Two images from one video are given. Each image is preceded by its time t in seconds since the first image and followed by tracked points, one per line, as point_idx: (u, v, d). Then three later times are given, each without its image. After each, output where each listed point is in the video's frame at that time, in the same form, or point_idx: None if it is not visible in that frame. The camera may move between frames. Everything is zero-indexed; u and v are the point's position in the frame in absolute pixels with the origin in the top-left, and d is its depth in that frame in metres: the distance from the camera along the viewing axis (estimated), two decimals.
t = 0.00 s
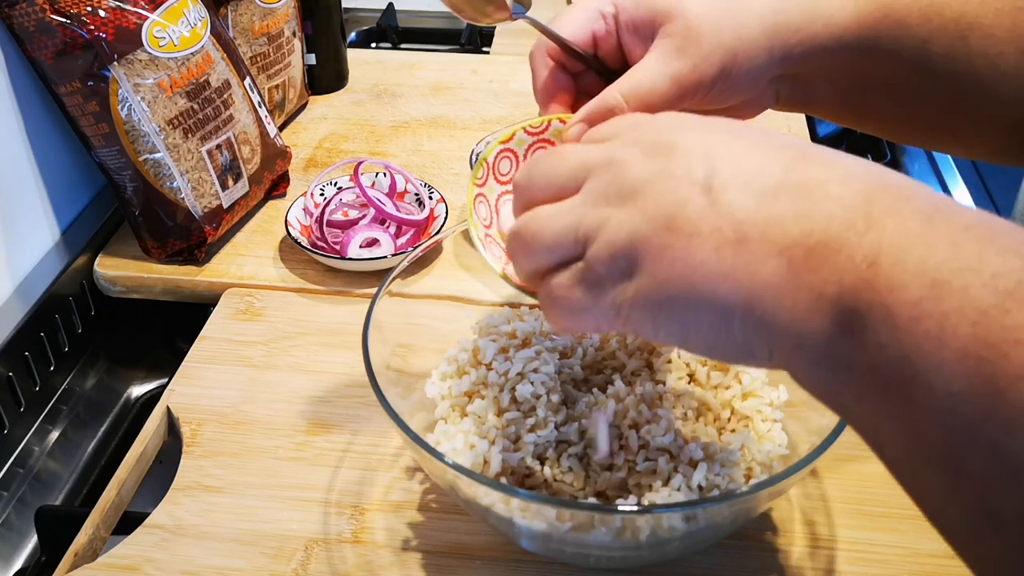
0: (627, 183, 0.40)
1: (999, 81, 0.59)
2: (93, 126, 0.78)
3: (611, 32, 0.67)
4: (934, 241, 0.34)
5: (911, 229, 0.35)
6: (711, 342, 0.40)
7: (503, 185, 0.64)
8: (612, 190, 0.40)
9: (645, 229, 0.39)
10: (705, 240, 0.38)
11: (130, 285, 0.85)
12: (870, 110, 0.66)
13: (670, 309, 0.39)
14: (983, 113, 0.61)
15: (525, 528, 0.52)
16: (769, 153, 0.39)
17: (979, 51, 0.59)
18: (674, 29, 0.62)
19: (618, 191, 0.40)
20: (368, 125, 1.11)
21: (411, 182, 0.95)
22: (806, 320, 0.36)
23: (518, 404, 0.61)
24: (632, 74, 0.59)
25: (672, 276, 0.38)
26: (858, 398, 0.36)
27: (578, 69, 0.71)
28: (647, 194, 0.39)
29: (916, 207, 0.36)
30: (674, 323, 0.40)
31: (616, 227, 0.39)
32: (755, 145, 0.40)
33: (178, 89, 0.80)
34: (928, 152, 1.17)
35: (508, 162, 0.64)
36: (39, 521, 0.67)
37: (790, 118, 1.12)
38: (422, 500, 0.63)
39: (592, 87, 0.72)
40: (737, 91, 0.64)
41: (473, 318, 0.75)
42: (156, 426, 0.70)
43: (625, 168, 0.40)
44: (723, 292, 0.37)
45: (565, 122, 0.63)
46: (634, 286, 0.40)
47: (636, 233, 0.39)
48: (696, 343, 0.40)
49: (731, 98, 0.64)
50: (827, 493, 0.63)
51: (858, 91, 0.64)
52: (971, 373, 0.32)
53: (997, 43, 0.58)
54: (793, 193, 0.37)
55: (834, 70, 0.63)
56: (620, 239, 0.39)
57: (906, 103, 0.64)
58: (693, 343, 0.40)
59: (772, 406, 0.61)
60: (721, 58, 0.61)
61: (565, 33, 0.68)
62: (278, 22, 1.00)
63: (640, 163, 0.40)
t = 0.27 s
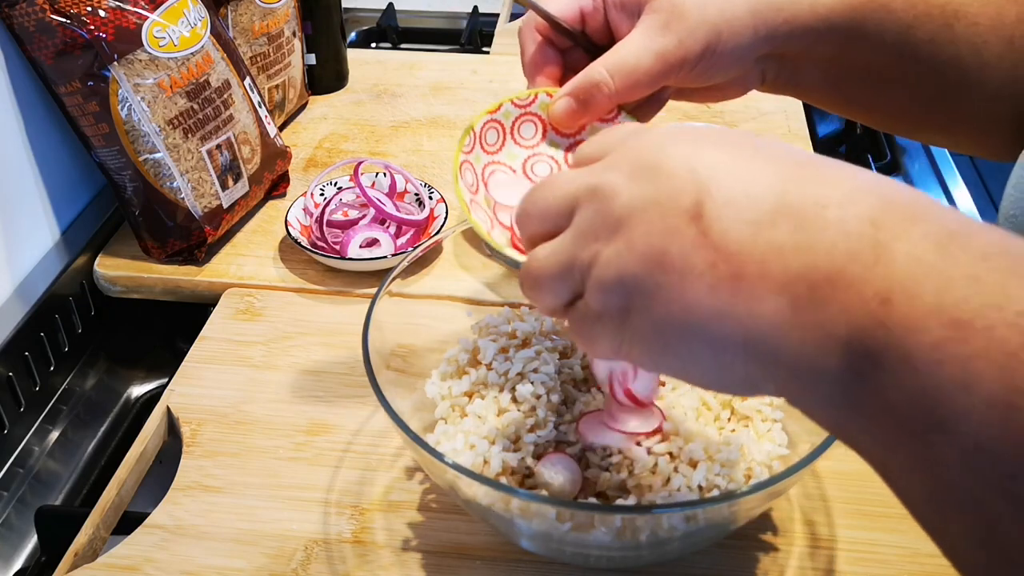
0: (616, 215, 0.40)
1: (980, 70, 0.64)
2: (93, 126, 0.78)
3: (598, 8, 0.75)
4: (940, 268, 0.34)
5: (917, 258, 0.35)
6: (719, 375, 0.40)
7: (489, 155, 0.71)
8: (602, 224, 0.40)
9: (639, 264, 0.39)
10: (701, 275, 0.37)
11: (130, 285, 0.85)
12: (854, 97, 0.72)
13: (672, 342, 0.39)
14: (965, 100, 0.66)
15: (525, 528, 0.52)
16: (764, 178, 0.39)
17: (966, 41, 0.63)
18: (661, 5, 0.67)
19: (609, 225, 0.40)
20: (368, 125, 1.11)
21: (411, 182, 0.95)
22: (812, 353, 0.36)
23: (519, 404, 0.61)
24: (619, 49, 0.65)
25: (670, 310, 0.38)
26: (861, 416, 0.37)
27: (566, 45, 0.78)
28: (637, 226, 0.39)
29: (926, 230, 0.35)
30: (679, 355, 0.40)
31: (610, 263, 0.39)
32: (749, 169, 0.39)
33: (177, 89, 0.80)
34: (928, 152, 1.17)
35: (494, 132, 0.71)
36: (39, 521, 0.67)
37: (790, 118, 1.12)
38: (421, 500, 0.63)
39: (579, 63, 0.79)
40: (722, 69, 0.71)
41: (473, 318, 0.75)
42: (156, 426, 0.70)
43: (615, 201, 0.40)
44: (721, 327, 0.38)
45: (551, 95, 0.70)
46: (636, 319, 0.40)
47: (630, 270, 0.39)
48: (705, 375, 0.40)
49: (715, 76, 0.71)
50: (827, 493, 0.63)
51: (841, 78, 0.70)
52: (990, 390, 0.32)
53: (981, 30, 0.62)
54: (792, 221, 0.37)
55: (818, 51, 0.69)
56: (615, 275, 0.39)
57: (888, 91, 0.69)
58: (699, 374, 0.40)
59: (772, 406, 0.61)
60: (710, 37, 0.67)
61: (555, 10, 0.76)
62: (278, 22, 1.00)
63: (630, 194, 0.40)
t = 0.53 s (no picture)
0: (634, 231, 0.35)
1: (983, 62, 0.64)
2: (93, 126, 0.78)
3: None
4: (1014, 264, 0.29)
5: (985, 252, 0.30)
6: (766, 398, 0.35)
7: (491, 125, 0.77)
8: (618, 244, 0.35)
9: (662, 281, 0.34)
10: (733, 287, 0.33)
11: (130, 285, 0.85)
12: (859, 84, 0.72)
13: (710, 365, 0.34)
14: (970, 88, 0.66)
15: (525, 528, 0.52)
16: (801, 173, 0.33)
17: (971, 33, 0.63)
18: None
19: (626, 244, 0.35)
20: (368, 125, 1.11)
21: (411, 182, 0.95)
22: (874, 367, 0.32)
23: (519, 404, 0.62)
24: (629, 27, 0.67)
25: (702, 329, 0.34)
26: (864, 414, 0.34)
27: (575, 15, 0.83)
28: (657, 241, 0.34)
29: (992, 216, 0.30)
30: (718, 381, 0.35)
31: (629, 282, 0.35)
32: (783, 161, 0.34)
33: (178, 89, 0.80)
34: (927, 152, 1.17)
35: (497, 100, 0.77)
36: (39, 521, 0.67)
37: (790, 118, 1.12)
38: (422, 500, 0.63)
39: (584, 33, 0.84)
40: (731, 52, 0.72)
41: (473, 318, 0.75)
42: (156, 426, 0.70)
43: (629, 218, 0.35)
44: (764, 344, 0.33)
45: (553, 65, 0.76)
46: (666, 341, 0.35)
47: (655, 289, 0.34)
48: (752, 399, 0.35)
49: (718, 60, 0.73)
50: (827, 493, 0.63)
51: (844, 66, 0.71)
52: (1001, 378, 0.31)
53: (985, 25, 0.62)
54: (837, 217, 0.31)
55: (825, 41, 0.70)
56: (636, 296, 0.35)
57: (891, 78, 0.70)
58: (744, 401, 0.36)
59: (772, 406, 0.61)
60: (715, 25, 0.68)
61: None
62: (278, 22, 1.00)
63: (644, 208, 0.35)
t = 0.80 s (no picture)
0: (641, 142, 0.39)
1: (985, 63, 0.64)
2: (93, 126, 0.78)
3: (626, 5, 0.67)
4: (935, 241, 0.33)
5: (912, 227, 0.33)
6: (700, 313, 0.38)
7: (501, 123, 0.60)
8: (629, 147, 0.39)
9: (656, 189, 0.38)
10: (707, 214, 0.36)
11: (130, 285, 0.85)
12: (859, 96, 0.68)
13: (665, 273, 0.37)
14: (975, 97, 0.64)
15: (525, 528, 0.52)
16: (786, 134, 0.38)
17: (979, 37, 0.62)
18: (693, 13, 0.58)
19: (635, 151, 0.39)
20: (368, 125, 1.11)
21: (411, 182, 0.95)
22: (795, 300, 0.35)
23: (518, 404, 0.61)
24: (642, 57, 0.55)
25: (670, 237, 0.37)
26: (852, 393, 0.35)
27: (587, 36, 0.67)
28: (659, 163, 0.38)
29: (920, 205, 0.34)
30: (662, 290, 0.38)
31: (621, 185, 0.39)
32: (775, 123, 0.38)
33: (178, 89, 0.80)
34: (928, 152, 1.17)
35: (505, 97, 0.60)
36: (39, 521, 0.67)
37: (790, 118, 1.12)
38: (422, 500, 0.63)
39: (598, 57, 0.68)
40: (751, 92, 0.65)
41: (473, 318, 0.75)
42: (156, 426, 0.70)
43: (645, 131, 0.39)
44: (720, 267, 0.36)
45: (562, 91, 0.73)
46: (630, 249, 0.38)
47: (644, 198, 0.38)
48: (688, 312, 0.38)
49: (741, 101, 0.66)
50: (827, 493, 0.63)
51: (855, 85, 0.67)
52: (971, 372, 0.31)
53: (1002, 37, 0.61)
54: (805, 179, 0.36)
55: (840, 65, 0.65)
56: (625, 199, 0.39)
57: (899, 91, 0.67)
58: (678, 311, 0.39)
59: (772, 407, 0.61)
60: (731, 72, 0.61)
61: (579, 2, 0.67)
62: (278, 22, 1.00)
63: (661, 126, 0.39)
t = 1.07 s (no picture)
0: (621, 162, 0.41)
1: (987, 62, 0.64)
2: (93, 126, 0.78)
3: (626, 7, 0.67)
4: (909, 259, 0.33)
5: (890, 249, 0.34)
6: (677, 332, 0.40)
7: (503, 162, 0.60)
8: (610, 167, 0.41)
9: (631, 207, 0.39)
10: (684, 232, 0.38)
11: (130, 285, 0.85)
12: (860, 97, 0.68)
13: (642, 289, 0.39)
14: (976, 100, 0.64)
15: (525, 528, 0.52)
16: (766, 157, 0.39)
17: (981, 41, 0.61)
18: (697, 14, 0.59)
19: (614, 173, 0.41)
20: (368, 125, 1.11)
21: (411, 182, 0.95)
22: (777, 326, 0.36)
23: (518, 404, 0.61)
24: (642, 56, 0.56)
25: (647, 255, 0.39)
26: (837, 408, 0.35)
27: (584, 36, 0.68)
28: (638, 181, 0.40)
29: (897, 226, 0.34)
30: (638, 308, 0.40)
31: (599, 203, 0.40)
32: (754, 147, 0.40)
33: (177, 89, 0.80)
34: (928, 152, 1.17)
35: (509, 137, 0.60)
36: (39, 521, 0.67)
37: (789, 118, 1.12)
38: (421, 500, 0.63)
39: (596, 57, 0.69)
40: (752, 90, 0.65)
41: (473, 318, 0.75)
42: (155, 426, 0.70)
43: (627, 153, 0.41)
44: (695, 284, 0.37)
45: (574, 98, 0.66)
46: (606, 265, 0.40)
47: (622, 215, 0.40)
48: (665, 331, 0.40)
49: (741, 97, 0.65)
50: (827, 493, 0.63)
51: (853, 87, 0.67)
52: (951, 385, 0.31)
53: (1003, 38, 0.60)
54: (781, 200, 0.37)
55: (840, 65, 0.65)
56: (603, 214, 0.40)
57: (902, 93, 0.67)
58: (655, 330, 0.41)
59: (772, 406, 0.61)
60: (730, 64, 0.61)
61: (577, 2, 0.67)
62: (278, 22, 1.00)
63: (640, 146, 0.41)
